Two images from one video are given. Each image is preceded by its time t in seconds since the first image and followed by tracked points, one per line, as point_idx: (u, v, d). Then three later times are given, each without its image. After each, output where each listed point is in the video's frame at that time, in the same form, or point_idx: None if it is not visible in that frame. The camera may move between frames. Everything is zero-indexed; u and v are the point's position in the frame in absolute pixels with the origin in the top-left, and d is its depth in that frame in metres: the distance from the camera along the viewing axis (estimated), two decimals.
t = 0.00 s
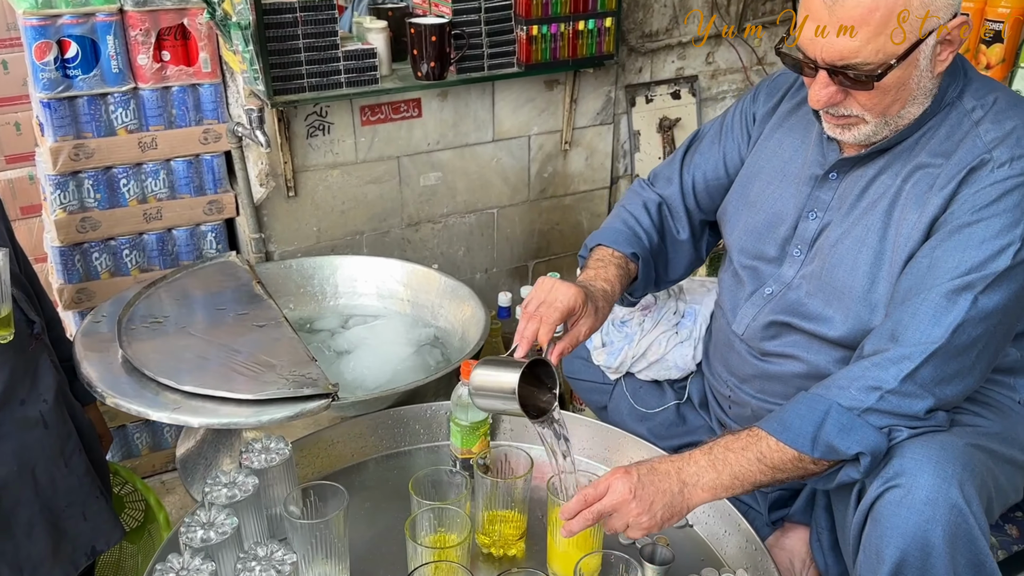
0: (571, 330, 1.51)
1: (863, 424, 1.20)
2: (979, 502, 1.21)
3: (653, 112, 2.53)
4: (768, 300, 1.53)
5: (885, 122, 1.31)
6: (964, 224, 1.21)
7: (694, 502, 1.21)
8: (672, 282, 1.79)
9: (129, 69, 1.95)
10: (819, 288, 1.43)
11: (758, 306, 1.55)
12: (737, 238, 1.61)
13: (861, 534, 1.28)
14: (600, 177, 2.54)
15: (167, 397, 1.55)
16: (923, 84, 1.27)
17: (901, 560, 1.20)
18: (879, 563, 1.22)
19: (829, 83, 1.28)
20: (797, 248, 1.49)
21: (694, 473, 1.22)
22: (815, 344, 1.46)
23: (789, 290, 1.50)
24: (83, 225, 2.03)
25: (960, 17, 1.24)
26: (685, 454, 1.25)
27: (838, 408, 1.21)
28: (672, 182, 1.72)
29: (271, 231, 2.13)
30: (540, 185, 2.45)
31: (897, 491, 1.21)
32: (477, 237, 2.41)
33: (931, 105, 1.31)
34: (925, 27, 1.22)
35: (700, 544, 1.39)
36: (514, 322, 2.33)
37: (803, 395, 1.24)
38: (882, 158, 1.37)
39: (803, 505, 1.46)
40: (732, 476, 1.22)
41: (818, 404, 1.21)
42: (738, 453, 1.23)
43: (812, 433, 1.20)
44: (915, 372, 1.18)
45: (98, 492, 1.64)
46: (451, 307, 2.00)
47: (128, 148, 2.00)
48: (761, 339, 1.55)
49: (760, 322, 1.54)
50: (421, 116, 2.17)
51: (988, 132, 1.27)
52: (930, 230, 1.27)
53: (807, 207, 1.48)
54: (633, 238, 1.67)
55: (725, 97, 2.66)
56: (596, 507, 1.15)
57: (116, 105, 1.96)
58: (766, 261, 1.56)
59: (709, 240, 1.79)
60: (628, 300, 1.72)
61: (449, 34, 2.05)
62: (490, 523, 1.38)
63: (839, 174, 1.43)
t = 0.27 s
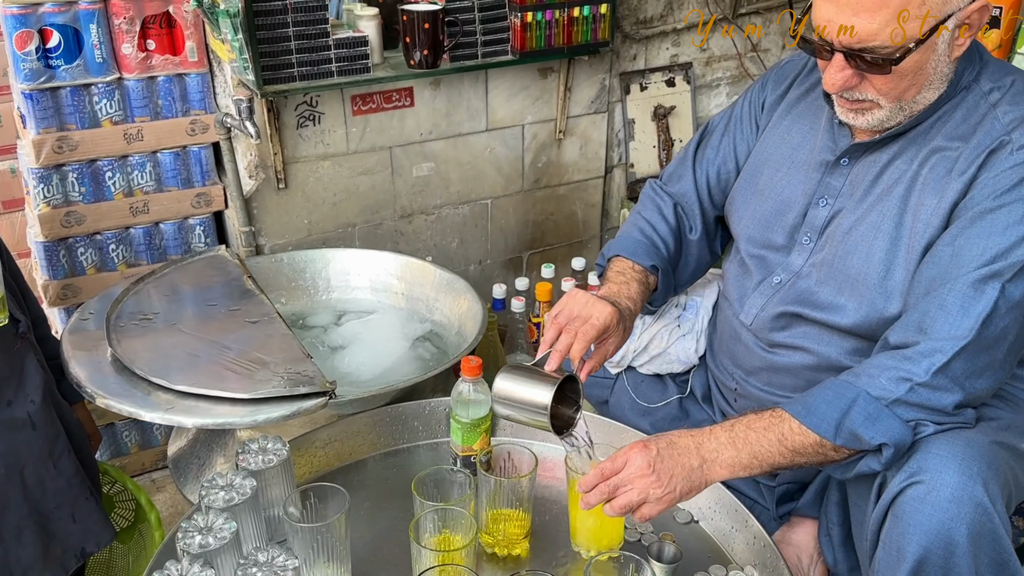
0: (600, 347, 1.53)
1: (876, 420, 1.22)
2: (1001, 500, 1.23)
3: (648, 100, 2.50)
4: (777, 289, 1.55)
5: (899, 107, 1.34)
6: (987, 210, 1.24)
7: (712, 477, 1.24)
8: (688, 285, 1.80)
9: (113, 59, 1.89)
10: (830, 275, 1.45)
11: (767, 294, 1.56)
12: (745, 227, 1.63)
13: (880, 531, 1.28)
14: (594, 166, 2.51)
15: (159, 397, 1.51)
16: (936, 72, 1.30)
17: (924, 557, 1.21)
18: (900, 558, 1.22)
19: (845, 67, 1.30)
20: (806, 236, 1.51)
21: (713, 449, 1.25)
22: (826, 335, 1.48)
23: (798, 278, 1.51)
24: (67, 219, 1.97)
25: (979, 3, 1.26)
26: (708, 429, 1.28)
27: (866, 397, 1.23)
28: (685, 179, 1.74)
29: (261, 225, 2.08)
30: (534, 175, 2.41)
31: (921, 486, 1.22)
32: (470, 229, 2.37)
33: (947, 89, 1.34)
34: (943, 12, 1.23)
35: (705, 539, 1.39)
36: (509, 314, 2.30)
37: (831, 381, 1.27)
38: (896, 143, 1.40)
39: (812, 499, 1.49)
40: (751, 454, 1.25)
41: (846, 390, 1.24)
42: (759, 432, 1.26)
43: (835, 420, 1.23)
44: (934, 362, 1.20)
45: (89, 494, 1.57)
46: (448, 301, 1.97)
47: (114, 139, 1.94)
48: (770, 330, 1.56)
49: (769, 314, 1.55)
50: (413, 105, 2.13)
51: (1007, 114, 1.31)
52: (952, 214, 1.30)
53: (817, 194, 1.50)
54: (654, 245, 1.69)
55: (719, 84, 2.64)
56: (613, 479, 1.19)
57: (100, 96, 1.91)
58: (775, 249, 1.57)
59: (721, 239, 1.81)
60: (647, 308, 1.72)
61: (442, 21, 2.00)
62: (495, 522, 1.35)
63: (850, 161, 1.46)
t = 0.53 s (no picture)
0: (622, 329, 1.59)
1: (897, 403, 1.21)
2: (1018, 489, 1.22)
3: (644, 87, 2.47)
4: (789, 271, 1.56)
5: (915, 82, 1.36)
6: (1011, 191, 1.25)
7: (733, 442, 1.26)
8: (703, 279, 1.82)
9: (100, 45, 1.85)
10: (842, 255, 1.47)
11: (777, 277, 1.58)
12: (755, 210, 1.65)
13: (892, 520, 1.27)
14: (590, 154, 2.48)
15: (152, 391, 1.48)
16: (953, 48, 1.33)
17: (939, 546, 1.20)
18: (914, 545, 1.21)
19: (861, 43, 1.32)
20: (817, 216, 1.52)
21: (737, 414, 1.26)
22: (836, 318, 1.49)
23: (809, 258, 1.53)
24: (55, 210, 1.93)
25: None
26: (734, 394, 1.28)
27: (896, 376, 1.22)
28: (701, 165, 1.76)
29: (253, 215, 2.04)
30: (530, 164, 2.38)
31: (937, 473, 1.20)
32: (465, 218, 2.34)
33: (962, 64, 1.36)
34: None
35: (711, 532, 1.37)
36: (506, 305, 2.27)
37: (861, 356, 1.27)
38: (912, 120, 1.42)
39: (819, 489, 1.48)
40: (776, 424, 1.25)
41: (877, 367, 1.24)
42: (787, 402, 1.26)
43: (860, 394, 1.22)
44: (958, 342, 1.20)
45: (79, 490, 1.53)
46: (445, 292, 1.94)
47: (102, 128, 1.90)
48: (780, 313, 1.57)
49: (781, 296, 1.56)
50: (407, 92, 2.09)
51: None
52: (972, 191, 1.32)
53: (830, 173, 1.52)
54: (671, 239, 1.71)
55: (716, 71, 2.61)
56: (639, 445, 1.19)
57: (87, 84, 1.86)
58: (786, 230, 1.59)
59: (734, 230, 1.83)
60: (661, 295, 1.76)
61: (437, 6, 1.96)
62: (499, 515, 1.32)
63: (863, 139, 1.48)
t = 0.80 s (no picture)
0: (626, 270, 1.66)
1: (914, 390, 1.20)
2: None
3: (638, 78, 2.46)
4: (792, 260, 1.56)
5: (919, 69, 1.36)
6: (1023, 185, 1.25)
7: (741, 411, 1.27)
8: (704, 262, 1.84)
9: (89, 36, 1.82)
10: (846, 244, 1.47)
11: (780, 267, 1.57)
12: (758, 199, 1.65)
13: (898, 512, 1.27)
14: (585, 146, 2.46)
15: (146, 387, 1.46)
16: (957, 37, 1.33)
17: (945, 538, 1.19)
18: (920, 538, 1.21)
19: (864, 28, 1.34)
20: (821, 206, 1.52)
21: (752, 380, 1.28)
22: (840, 308, 1.49)
23: (813, 247, 1.53)
24: (44, 204, 1.90)
25: None
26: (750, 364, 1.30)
27: (914, 362, 1.22)
28: (704, 153, 1.80)
29: (245, 208, 2.01)
30: (524, 155, 2.36)
31: (945, 466, 1.20)
32: (459, 210, 2.33)
33: (968, 51, 1.36)
34: None
35: (711, 526, 1.37)
36: (501, 298, 2.26)
37: (883, 341, 1.27)
38: (916, 108, 1.42)
39: (820, 481, 1.48)
40: (789, 395, 1.27)
41: (896, 353, 1.24)
42: (803, 374, 1.28)
43: (875, 374, 1.23)
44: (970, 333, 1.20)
45: (71, 486, 1.51)
46: (440, 285, 1.92)
47: (91, 121, 1.87)
48: (784, 303, 1.57)
49: (784, 287, 1.56)
50: (400, 83, 2.07)
51: None
52: (978, 183, 1.31)
53: (833, 163, 1.52)
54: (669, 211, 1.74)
55: (709, 61, 2.60)
56: (649, 389, 1.20)
57: (76, 76, 1.83)
58: (790, 219, 1.59)
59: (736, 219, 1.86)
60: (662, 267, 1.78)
61: None
62: (499, 511, 1.31)
63: (868, 128, 1.48)
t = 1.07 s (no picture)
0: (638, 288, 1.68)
1: (888, 381, 1.23)
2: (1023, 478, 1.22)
3: (635, 72, 2.45)
4: (792, 256, 1.56)
5: (923, 64, 1.36)
6: (1016, 180, 1.25)
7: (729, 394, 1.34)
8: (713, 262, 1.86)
9: (84, 30, 1.80)
10: (846, 241, 1.47)
11: (780, 263, 1.58)
12: (758, 194, 1.65)
13: (897, 508, 1.27)
14: (581, 141, 2.46)
15: (144, 383, 1.45)
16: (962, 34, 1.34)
17: (944, 535, 1.20)
18: (919, 535, 1.22)
19: (867, 24, 1.33)
20: (822, 202, 1.52)
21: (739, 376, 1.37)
22: (840, 303, 1.49)
23: (813, 243, 1.53)
24: (39, 199, 1.89)
25: None
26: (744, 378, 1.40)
27: (890, 355, 1.25)
28: (711, 162, 1.79)
29: (242, 203, 2.01)
30: (521, 150, 2.36)
31: (943, 463, 1.21)
32: (456, 205, 2.32)
33: (972, 47, 1.36)
34: None
35: (711, 521, 1.37)
36: (498, 293, 2.26)
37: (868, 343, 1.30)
38: (918, 105, 1.42)
39: (819, 476, 1.48)
40: (770, 385, 1.33)
41: (874, 350, 1.27)
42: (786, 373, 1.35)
43: (854, 372, 1.26)
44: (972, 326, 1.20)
45: (67, 482, 1.51)
46: (438, 281, 1.92)
47: (86, 115, 1.86)
48: (783, 298, 1.57)
49: (783, 281, 1.56)
50: (397, 77, 2.06)
51: None
52: (977, 180, 1.31)
53: (835, 158, 1.52)
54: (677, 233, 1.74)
55: (706, 56, 2.60)
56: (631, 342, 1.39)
57: (71, 70, 1.81)
58: (790, 215, 1.59)
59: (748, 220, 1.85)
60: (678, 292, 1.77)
61: None
62: (498, 506, 1.31)
63: (870, 124, 1.48)
